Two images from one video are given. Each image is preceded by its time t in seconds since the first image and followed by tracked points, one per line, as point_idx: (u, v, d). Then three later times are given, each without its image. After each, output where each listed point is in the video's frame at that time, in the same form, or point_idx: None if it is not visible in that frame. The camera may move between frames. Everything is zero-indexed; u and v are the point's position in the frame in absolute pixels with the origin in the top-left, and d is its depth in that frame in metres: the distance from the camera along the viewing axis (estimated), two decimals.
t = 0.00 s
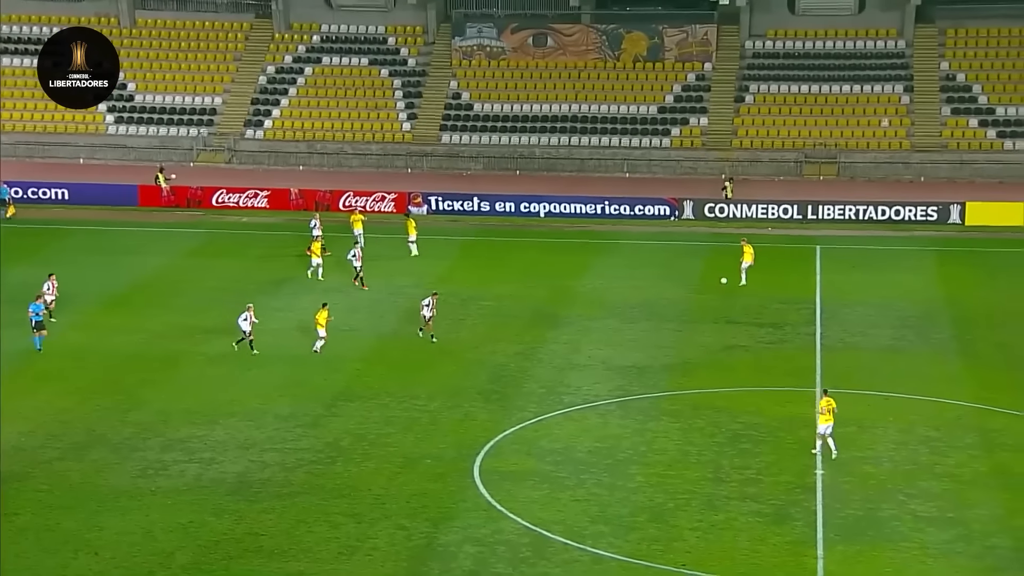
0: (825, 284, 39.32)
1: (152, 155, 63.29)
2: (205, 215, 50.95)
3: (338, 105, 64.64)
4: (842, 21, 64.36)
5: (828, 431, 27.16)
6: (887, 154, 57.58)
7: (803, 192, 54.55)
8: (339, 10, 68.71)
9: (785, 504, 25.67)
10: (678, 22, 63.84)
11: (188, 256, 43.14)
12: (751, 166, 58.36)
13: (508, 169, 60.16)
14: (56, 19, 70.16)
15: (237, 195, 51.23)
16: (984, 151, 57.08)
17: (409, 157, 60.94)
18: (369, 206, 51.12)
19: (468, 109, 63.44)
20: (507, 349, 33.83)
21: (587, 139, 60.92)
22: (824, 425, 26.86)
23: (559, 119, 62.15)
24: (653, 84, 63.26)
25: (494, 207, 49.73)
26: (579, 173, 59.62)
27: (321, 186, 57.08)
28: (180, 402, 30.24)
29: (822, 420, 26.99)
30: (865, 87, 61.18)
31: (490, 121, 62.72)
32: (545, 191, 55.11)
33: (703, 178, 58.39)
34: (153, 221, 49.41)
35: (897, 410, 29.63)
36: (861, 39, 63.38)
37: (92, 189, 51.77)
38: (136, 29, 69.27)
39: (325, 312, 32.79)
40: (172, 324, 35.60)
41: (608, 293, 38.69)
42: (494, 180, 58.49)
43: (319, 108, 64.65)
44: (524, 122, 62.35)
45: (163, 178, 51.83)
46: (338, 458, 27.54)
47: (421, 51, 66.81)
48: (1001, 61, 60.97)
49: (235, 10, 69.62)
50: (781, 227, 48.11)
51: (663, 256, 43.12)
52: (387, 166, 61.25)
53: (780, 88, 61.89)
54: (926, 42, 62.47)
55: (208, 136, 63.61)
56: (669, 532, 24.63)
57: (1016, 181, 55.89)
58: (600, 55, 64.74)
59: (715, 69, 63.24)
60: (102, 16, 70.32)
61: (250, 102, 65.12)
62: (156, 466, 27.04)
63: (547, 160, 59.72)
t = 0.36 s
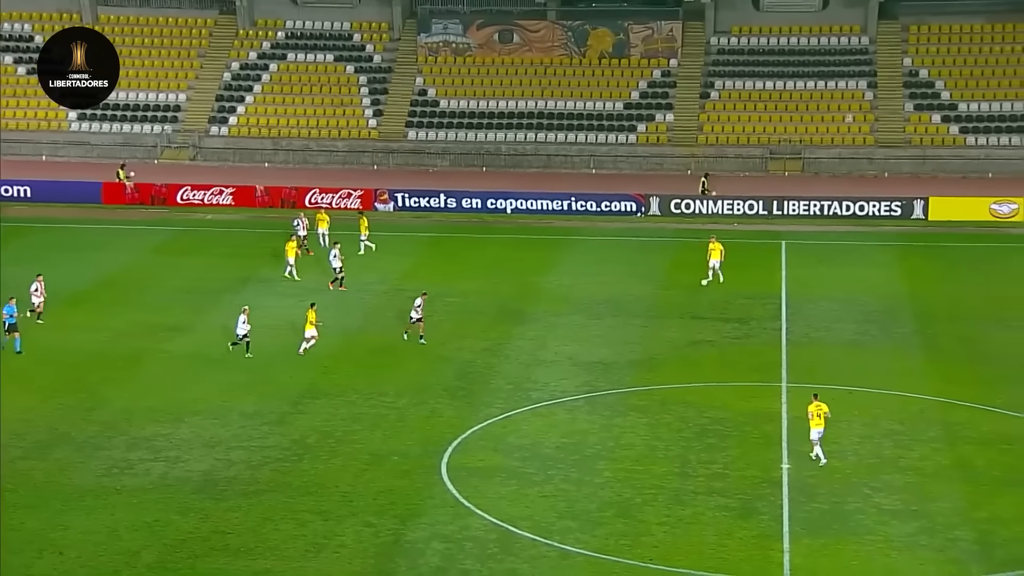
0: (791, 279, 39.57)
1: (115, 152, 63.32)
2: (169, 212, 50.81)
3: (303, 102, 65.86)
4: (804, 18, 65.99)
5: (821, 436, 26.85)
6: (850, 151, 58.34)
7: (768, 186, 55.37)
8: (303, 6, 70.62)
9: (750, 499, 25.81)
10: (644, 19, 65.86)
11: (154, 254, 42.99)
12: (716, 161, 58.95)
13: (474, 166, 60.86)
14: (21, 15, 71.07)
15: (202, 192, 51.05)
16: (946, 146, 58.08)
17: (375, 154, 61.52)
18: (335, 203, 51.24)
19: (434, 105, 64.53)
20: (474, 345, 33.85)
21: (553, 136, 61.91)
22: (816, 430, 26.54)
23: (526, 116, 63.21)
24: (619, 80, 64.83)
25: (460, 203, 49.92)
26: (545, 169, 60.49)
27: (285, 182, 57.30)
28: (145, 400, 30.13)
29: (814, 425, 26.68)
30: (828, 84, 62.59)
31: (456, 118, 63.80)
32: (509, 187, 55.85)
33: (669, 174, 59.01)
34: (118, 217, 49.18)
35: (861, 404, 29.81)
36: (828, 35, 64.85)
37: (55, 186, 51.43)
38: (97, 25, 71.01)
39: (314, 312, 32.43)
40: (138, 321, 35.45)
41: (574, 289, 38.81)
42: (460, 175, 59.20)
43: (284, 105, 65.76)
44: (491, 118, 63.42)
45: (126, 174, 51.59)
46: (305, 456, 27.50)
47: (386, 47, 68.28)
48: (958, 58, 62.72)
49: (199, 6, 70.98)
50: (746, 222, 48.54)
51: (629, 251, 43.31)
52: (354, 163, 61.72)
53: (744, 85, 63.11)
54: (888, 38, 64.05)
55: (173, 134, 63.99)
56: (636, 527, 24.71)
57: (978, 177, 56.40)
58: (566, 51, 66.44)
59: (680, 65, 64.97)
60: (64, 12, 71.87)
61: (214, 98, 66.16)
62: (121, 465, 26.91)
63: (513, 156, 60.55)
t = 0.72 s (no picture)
0: (756, 275, 39.80)
1: (78, 148, 65.20)
2: (134, 208, 51.09)
3: (268, 98, 66.92)
4: (768, 15, 67.12)
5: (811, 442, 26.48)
6: (813, 146, 60.01)
7: (733, 180, 56.80)
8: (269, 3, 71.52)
9: (714, 493, 25.98)
10: (609, 15, 66.55)
11: (121, 250, 42.97)
12: (681, 157, 60.77)
13: (440, 161, 62.24)
14: None
15: (166, 188, 51.48)
16: (909, 142, 59.55)
17: (341, 150, 63.09)
18: (300, 199, 51.91)
19: (400, 101, 65.70)
20: (441, 340, 33.93)
21: (518, 131, 63.21)
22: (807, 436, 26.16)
23: (492, 112, 64.35)
24: (584, 77, 65.75)
25: (427, 199, 50.57)
26: (511, 165, 61.91)
27: (252, 178, 57.98)
28: (110, 396, 30.08)
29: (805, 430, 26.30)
30: (790, 80, 63.85)
31: (424, 114, 64.87)
32: (475, 181, 56.65)
33: (634, 169, 60.86)
34: (85, 213, 49.17)
35: (825, 398, 30.03)
36: (788, 32, 66.23)
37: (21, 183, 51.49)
38: (61, 21, 72.13)
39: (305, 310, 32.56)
40: (104, 317, 35.39)
41: (541, 284, 38.99)
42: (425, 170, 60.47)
43: (249, 101, 66.88)
44: (459, 114, 64.55)
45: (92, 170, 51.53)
46: (271, 452, 27.51)
47: (351, 44, 69.55)
48: (920, 54, 63.96)
49: (164, 2, 72.21)
50: (711, 218, 49.02)
51: (596, 247, 43.59)
52: (320, 159, 63.35)
53: (708, 81, 64.48)
54: (851, 34, 65.54)
55: (137, 129, 65.45)
56: (602, 521, 24.85)
57: (939, 173, 58.42)
58: (531, 48, 67.39)
59: (645, 62, 66.22)
60: (27, 8, 72.49)
61: (179, 94, 67.26)
62: (86, 462, 26.87)
63: (479, 152, 61.94)
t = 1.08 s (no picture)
0: (723, 268, 40.38)
1: (51, 145, 65.20)
2: (108, 205, 51.09)
3: (241, 96, 67.22)
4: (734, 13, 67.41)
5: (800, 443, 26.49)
6: (780, 142, 60.67)
7: (702, 175, 57.73)
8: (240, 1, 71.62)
9: (683, 483, 26.43)
10: (577, 12, 67.68)
11: (96, 246, 43.10)
12: (651, 153, 61.35)
13: (412, 158, 62.72)
14: None
15: (140, 185, 51.54)
16: (872, 138, 60.51)
17: (314, 146, 63.44)
18: (274, 195, 51.98)
19: (372, 99, 66.21)
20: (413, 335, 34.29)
21: (489, 128, 63.50)
22: (795, 437, 26.19)
23: (463, 108, 64.92)
24: (555, 73, 66.63)
25: (399, 195, 50.95)
26: (482, 162, 62.20)
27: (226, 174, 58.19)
28: (84, 391, 30.28)
29: (793, 432, 26.33)
30: (756, 77, 64.41)
31: (395, 111, 65.31)
32: (448, 178, 57.30)
33: (603, 165, 61.40)
34: (58, 210, 49.22)
35: (791, 389, 30.55)
36: (752, 30, 66.62)
37: None
38: (32, 19, 72.09)
39: (305, 303, 33.07)
40: (78, 313, 35.55)
41: (513, 278, 39.42)
42: (395, 167, 61.02)
43: (222, 98, 67.13)
44: (430, 111, 65.02)
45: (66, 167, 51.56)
46: (245, 445, 27.80)
47: (323, 41, 69.92)
48: (884, 51, 64.83)
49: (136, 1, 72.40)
50: (680, 213, 49.51)
51: (567, 242, 44.05)
52: (292, 155, 63.68)
53: (676, 78, 65.19)
54: (816, 33, 66.48)
55: (111, 127, 65.57)
56: (573, 512, 25.27)
57: (902, 167, 59.31)
58: (501, 45, 68.18)
59: (614, 59, 67.00)
60: None
61: (152, 92, 67.40)
62: (60, 456, 27.08)
63: (450, 149, 62.24)
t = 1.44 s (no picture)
0: (690, 258, 41.18)
1: (25, 139, 64.96)
2: (81, 198, 51.08)
3: (214, 90, 67.52)
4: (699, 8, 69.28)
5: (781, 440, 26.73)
6: (746, 136, 61.30)
7: (668, 168, 58.71)
8: None
9: (649, 471, 26.96)
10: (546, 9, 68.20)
11: (69, 238, 43.23)
12: (616, 147, 61.97)
13: (384, 152, 63.03)
14: None
15: (113, 178, 51.57)
16: (834, 132, 61.44)
17: (286, 140, 63.86)
18: (246, 188, 52.17)
19: (343, 93, 66.52)
20: (385, 327, 34.72)
21: (459, 122, 64.10)
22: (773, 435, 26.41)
23: (433, 103, 65.33)
24: (522, 69, 67.16)
25: (369, 187, 51.17)
26: (452, 155, 62.76)
27: (199, 167, 58.36)
28: (58, 382, 30.51)
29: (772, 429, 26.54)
30: (721, 72, 65.54)
31: (365, 105, 65.77)
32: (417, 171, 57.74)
33: (573, 159, 61.93)
34: (31, 203, 49.27)
35: (756, 378, 31.15)
36: (719, 26, 68.16)
37: None
38: (5, 14, 71.92)
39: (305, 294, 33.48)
40: (51, 305, 35.72)
41: (483, 270, 39.90)
42: (364, 161, 61.55)
43: (196, 92, 67.38)
44: (400, 106, 65.41)
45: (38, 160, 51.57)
46: (219, 435, 28.13)
47: (295, 36, 70.29)
48: (846, 46, 65.81)
49: None
50: (646, 206, 50.35)
51: (536, 234, 44.54)
52: (264, 148, 63.90)
53: (643, 73, 66.20)
54: (778, 29, 67.25)
55: (83, 120, 65.52)
56: (543, 500, 25.73)
57: (863, 162, 60.24)
58: (471, 40, 68.64)
59: (582, 54, 67.70)
60: None
61: (125, 86, 67.41)
62: (34, 447, 27.34)
63: (421, 142, 62.81)
